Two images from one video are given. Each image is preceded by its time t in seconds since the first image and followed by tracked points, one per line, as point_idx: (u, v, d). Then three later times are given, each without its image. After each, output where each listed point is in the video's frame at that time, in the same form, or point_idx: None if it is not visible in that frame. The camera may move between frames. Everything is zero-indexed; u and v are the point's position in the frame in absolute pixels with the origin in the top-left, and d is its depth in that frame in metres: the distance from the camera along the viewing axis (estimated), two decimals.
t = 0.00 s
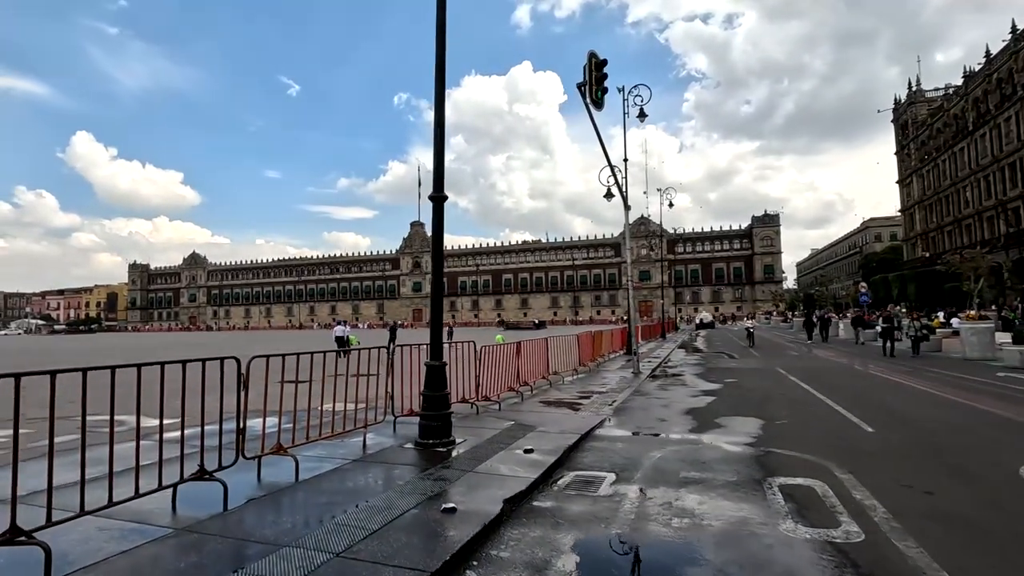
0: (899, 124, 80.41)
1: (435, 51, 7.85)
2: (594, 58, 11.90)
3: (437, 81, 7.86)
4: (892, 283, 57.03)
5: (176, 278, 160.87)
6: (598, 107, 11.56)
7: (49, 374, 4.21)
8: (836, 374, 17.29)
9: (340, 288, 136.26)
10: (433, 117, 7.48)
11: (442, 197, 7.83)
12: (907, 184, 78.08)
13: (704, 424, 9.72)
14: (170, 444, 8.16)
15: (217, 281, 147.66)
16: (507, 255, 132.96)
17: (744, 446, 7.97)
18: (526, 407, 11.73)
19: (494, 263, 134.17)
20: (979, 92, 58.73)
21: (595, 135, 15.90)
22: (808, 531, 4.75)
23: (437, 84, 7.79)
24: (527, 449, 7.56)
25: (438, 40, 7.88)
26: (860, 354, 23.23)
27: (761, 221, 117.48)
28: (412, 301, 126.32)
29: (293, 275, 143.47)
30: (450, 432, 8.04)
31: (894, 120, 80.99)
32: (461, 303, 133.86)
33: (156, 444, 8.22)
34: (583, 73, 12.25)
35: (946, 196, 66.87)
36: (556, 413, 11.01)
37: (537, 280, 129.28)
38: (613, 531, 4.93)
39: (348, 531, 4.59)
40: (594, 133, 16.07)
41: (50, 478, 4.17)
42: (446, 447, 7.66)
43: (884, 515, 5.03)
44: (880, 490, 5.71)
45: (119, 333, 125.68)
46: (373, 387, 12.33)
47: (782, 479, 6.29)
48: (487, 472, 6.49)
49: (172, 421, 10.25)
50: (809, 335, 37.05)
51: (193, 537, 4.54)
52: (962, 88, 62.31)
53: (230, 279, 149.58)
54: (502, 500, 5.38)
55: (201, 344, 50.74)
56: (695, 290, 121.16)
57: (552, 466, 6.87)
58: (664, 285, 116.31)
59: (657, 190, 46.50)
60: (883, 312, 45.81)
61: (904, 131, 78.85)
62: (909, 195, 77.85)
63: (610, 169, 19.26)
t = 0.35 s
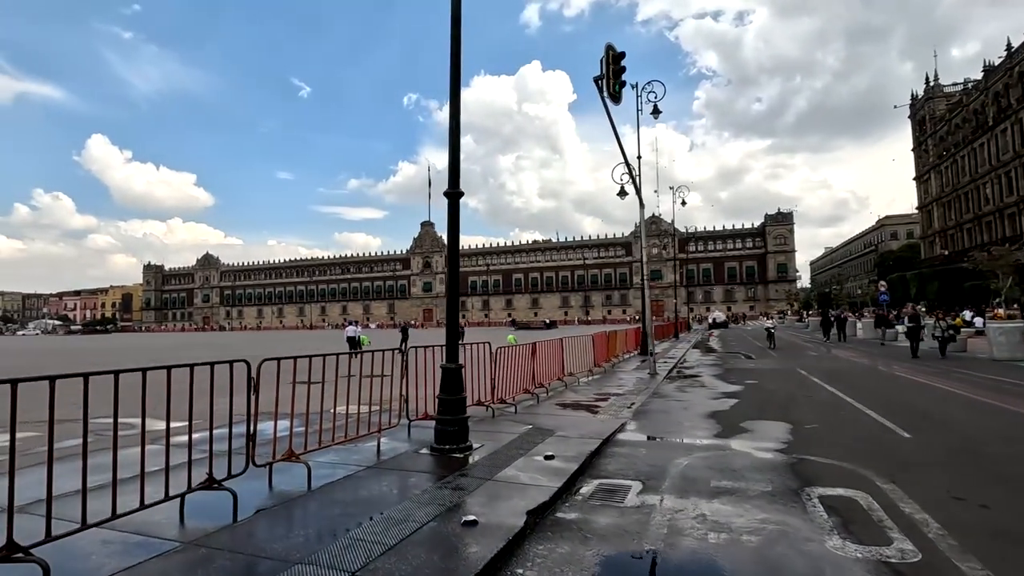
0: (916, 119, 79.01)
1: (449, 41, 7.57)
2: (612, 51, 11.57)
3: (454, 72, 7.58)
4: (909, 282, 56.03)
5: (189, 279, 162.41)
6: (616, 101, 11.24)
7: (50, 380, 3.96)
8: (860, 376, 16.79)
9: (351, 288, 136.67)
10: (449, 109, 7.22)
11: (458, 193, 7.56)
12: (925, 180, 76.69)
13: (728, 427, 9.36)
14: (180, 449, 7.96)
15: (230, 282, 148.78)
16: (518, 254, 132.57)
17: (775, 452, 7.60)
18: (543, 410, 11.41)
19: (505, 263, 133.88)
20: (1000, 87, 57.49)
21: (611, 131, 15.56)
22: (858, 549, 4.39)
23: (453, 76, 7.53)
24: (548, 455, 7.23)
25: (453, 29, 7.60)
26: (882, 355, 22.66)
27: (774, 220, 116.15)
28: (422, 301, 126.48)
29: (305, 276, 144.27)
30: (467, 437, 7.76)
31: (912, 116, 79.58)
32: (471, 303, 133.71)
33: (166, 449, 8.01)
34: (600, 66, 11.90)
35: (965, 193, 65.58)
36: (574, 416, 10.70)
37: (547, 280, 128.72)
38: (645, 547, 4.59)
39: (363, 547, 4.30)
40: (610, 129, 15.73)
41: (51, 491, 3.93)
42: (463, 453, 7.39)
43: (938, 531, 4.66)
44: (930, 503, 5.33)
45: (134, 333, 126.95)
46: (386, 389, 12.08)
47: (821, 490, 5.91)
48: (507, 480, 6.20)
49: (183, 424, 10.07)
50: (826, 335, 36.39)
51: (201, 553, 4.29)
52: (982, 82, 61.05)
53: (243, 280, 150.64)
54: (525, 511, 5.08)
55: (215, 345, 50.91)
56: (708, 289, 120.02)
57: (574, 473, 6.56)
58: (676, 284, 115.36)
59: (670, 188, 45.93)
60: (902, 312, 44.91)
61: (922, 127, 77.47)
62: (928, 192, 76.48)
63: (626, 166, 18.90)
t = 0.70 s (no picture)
0: (946, 112, 76.76)
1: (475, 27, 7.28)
2: (639, 39, 11.17)
3: (479, 59, 7.29)
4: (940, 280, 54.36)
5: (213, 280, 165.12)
6: (644, 91, 10.85)
7: (65, 381, 3.72)
8: (897, 376, 16.13)
9: (370, 289, 137.54)
10: (474, 98, 6.93)
11: (484, 185, 7.26)
12: (955, 175, 74.46)
13: (766, 431, 8.91)
14: (201, 451, 7.78)
15: (251, 283, 150.90)
16: (536, 254, 132.11)
17: (821, 458, 7.16)
18: (569, 411, 11.06)
19: (523, 263, 133.54)
20: None
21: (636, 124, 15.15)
22: (935, 569, 3.98)
23: (477, 63, 7.22)
24: (580, 460, 6.89)
25: (478, 16, 7.30)
26: (918, 355, 21.78)
27: (797, 217, 113.93)
28: (440, 301, 126.80)
29: (324, 276, 145.65)
30: (494, 441, 7.46)
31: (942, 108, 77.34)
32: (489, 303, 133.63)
33: (187, 451, 7.84)
34: (627, 55, 11.50)
35: (998, 187, 63.48)
36: (601, 418, 10.33)
37: (565, 279, 128.07)
38: (695, 563, 4.23)
39: (391, 561, 4.01)
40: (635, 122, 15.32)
41: (67, 498, 3.72)
42: (491, 457, 7.09)
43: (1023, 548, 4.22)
44: (1005, 517, 4.88)
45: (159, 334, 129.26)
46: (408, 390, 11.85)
47: (881, 500, 5.47)
48: (539, 487, 5.87)
49: (205, 426, 9.94)
50: (855, 334, 35.36)
51: (221, 564, 4.05)
52: (1016, 72, 59.02)
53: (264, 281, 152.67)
54: (563, 522, 4.75)
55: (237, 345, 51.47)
56: (729, 288, 118.24)
57: (609, 480, 6.21)
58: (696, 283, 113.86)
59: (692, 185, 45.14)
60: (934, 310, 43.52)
61: (952, 120, 75.26)
62: (958, 186, 74.24)
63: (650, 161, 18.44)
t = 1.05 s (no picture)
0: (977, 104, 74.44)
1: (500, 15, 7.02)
2: (667, 29, 10.80)
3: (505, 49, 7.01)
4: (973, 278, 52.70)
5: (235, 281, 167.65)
6: (672, 82, 10.48)
7: (80, 385, 3.53)
8: (936, 377, 15.47)
9: (388, 289, 138.32)
10: (501, 89, 6.66)
11: (511, 180, 6.97)
12: (987, 169, 72.20)
13: (805, 435, 8.49)
14: (222, 454, 7.64)
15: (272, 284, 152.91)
16: (553, 253, 131.58)
17: (871, 466, 6.73)
18: (596, 414, 10.74)
19: (540, 263, 133.12)
20: None
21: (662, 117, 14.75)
22: None
23: (503, 52, 6.95)
24: (613, 467, 6.57)
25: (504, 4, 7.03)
26: (955, 355, 20.95)
27: (820, 214, 111.66)
28: (458, 301, 127.06)
29: (344, 277, 146.94)
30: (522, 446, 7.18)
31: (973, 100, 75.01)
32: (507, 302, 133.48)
33: (209, 453, 7.71)
34: (654, 46, 11.12)
35: None
36: (630, 421, 9.99)
37: (583, 279, 127.34)
38: None
39: None
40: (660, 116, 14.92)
41: (82, 508, 3.53)
42: (520, 463, 6.82)
43: None
44: None
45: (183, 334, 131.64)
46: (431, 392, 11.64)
47: (945, 514, 5.05)
48: (572, 496, 5.57)
49: (226, 427, 9.83)
50: (885, 333, 34.32)
51: None
52: None
53: (285, 281, 154.56)
54: (602, 536, 4.45)
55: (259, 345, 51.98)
56: (750, 287, 116.38)
57: (645, 488, 5.88)
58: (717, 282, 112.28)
59: (715, 182, 44.27)
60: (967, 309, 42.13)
61: (984, 112, 72.96)
62: (990, 181, 71.98)
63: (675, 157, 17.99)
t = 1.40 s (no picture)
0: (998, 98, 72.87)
1: None
2: (688, 16, 10.42)
3: (523, 35, 6.71)
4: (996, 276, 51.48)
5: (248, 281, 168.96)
6: (694, 71, 10.12)
7: (76, 387, 3.27)
8: (966, 376, 14.91)
9: (400, 288, 138.64)
10: (519, 75, 6.35)
11: (529, 172, 6.66)
12: (1009, 163, 70.65)
13: (838, 438, 8.09)
14: (232, 457, 7.41)
15: (285, 284, 153.89)
16: (564, 252, 131.11)
17: (915, 473, 6.31)
18: (616, 415, 10.40)
19: (551, 262, 132.70)
20: None
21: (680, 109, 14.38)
22: None
23: (521, 38, 6.65)
24: (639, 472, 6.25)
25: None
26: (983, 355, 20.26)
27: (835, 211, 110.07)
28: (469, 300, 127.02)
29: (355, 277, 147.51)
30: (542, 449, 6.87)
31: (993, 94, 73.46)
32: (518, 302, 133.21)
33: (218, 456, 7.49)
34: (675, 35, 10.75)
35: None
36: (651, 423, 9.63)
37: (595, 278, 126.65)
38: None
39: None
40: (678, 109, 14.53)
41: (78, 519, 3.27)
42: (541, 467, 6.51)
43: None
44: None
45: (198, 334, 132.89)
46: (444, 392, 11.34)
47: (1008, 526, 4.66)
48: (598, 504, 5.25)
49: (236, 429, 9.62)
50: (907, 332, 33.48)
51: None
52: None
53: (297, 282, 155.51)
54: (636, 550, 4.13)
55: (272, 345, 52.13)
56: (764, 286, 115.05)
57: (674, 495, 5.54)
58: (730, 281, 111.11)
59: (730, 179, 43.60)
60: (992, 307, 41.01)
61: (1005, 106, 71.41)
62: (1012, 176, 70.47)
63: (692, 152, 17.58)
